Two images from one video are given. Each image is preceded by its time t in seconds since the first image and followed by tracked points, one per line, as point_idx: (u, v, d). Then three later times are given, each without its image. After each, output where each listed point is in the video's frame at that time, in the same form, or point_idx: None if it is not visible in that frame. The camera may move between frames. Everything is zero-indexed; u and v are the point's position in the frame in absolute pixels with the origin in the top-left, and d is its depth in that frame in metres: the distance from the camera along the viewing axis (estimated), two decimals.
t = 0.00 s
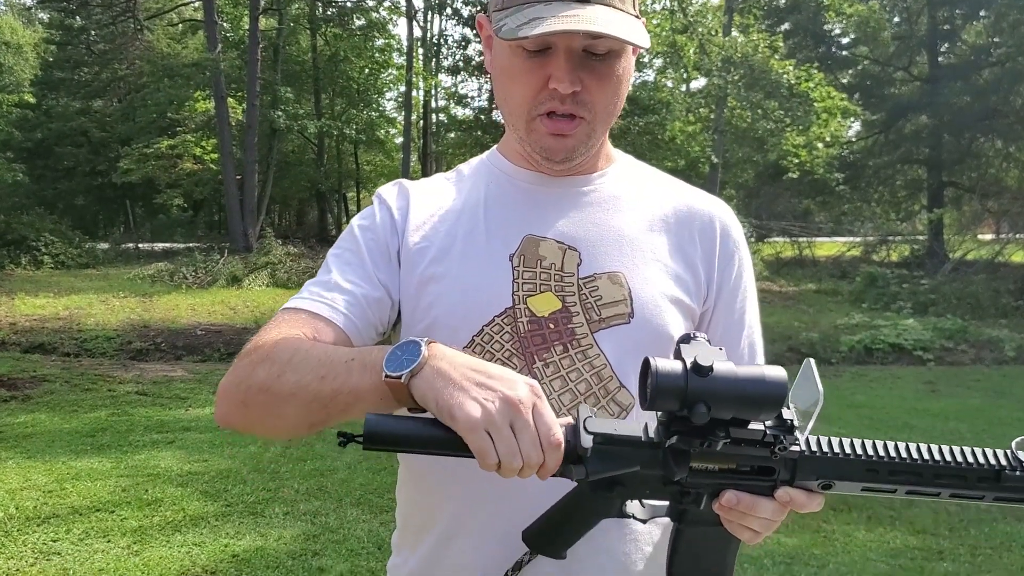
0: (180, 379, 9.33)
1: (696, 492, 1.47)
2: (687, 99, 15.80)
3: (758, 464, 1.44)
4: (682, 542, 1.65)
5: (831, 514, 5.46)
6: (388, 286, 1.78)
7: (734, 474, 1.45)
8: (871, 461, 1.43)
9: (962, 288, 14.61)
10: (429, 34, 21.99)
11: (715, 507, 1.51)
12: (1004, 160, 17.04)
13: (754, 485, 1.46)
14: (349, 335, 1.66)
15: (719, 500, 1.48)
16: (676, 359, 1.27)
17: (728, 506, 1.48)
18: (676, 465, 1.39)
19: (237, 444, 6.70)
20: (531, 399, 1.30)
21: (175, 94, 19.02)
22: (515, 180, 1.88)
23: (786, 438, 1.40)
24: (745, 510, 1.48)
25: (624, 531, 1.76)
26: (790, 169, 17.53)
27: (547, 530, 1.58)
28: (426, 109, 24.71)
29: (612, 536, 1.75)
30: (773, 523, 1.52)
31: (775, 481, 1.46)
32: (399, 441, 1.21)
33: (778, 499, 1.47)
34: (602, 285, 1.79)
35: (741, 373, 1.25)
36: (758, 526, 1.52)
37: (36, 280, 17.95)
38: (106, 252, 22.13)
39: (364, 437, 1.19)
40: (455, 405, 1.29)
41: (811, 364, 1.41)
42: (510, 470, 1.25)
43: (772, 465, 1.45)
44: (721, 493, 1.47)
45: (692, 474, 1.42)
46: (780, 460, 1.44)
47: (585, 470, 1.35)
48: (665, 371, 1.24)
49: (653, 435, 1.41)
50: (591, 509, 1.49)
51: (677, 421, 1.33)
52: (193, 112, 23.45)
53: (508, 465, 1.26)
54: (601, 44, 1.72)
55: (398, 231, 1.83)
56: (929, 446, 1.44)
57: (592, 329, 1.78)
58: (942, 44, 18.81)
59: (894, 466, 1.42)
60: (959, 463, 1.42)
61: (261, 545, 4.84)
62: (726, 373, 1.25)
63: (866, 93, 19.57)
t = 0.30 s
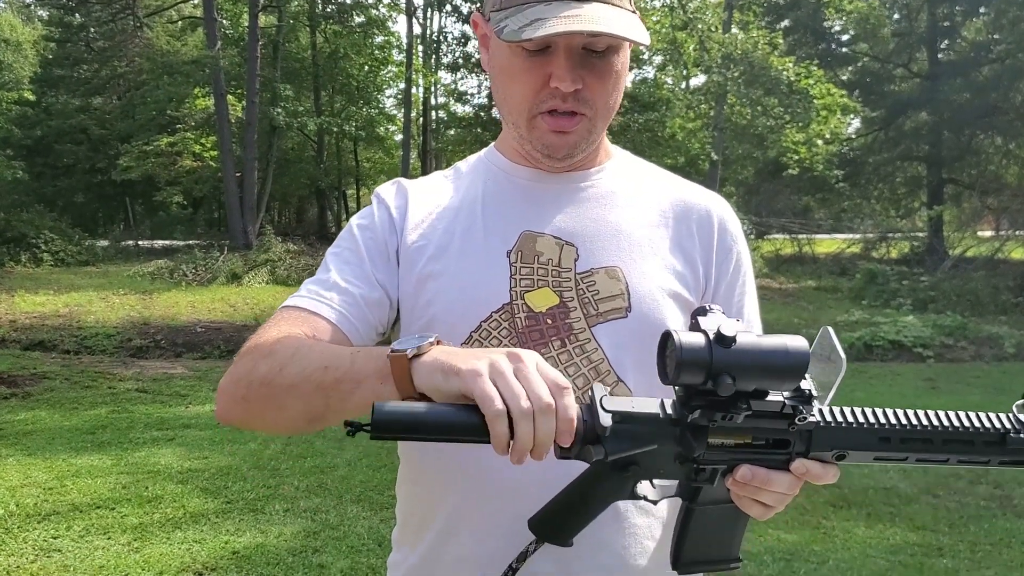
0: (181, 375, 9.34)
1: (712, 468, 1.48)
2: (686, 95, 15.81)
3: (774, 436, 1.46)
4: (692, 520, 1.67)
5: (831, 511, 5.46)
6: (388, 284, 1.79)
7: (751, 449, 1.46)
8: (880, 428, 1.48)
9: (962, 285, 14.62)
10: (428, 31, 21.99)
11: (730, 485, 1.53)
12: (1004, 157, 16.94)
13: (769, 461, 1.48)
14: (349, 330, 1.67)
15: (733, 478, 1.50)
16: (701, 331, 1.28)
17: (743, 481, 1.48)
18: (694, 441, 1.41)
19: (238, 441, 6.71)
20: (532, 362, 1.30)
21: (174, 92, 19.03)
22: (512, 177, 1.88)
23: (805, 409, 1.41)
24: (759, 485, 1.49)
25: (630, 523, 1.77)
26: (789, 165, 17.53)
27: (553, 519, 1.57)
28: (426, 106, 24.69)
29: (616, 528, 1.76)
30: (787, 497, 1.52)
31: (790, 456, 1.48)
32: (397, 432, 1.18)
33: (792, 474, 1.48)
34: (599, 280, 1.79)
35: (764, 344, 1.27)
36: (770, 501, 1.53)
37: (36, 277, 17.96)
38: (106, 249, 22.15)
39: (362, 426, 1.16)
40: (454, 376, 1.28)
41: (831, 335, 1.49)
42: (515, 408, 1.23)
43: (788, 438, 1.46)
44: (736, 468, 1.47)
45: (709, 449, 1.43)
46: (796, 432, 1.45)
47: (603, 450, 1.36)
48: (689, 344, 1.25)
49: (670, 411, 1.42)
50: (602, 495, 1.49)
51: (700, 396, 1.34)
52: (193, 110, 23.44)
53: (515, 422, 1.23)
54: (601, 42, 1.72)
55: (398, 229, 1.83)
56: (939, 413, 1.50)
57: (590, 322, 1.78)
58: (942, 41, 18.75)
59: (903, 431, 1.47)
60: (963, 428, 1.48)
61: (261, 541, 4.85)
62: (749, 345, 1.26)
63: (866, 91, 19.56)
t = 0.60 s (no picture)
0: (181, 373, 9.33)
1: (706, 455, 1.51)
2: (686, 93, 15.85)
3: (764, 419, 1.49)
4: (695, 507, 1.73)
5: (831, 507, 5.47)
6: (389, 277, 1.79)
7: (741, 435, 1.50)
8: (873, 404, 1.50)
9: (961, 282, 14.62)
10: (428, 28, 22.00)
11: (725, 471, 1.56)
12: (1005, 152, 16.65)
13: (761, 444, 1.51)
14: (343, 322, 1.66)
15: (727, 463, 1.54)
16: (675, 312, 1.33)
17: (738, 465, 1.51)
18: (684, 426, 1.45)
19: (238, 438, 6.72)
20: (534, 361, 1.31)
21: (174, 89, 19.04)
22: (513, 172, 1.89)
23: (791, 388, 1.45)
24: (755, 469, 1.52)
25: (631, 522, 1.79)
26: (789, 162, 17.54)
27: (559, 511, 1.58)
28: (426, 104, 24.66)
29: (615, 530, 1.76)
30: (787, 481, 1.56)
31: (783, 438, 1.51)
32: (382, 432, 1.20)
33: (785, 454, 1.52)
34: (600, 278, 1.80)
35: (741, 321, 1.31)
36: (770, 486, 1.56)
37: (36, 275, 17.95)
38: (106, 246, 22.14)
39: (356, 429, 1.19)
40: (453, 376, 1.29)
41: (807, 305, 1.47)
42: (520, 416, 1.24)
43: (778, 420, 1.50)
44: (730, 453, 1.51)
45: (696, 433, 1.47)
46: (786, 413, 1.49)
47: (593, 440, 1.38)
48: (668, 325, 1.29)
49: (658, 397, 1.46)
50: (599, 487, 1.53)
51: (684, 378, 1.39)
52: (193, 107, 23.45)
53: (515, 427, 1.25)
54: None
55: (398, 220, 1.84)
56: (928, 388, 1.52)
57: (590, 321, 1.80)
58: (942, 38, 18.73)
59: (896, 407, 1.49)
60: (960, 400, 1.49)
61: (262, 538, 4.86)
62: (727, 322, 1.31)
63: (866, 88, 19.56)
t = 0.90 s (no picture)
0: (180, 371, 9.31)
1: (706, 448, 1.55)
2: (685, 91, 15.89)
3: (762, 406, 1.55)
4: (699, 504, 1.74)
5: (831, 505, 5.47)
6: (389, 280, 1.80)
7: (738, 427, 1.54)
8: (871, 384, 1.58)
9: (961, 279, 14.62)
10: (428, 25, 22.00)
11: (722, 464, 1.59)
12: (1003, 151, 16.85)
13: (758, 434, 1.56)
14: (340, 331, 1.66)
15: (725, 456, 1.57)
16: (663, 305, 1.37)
17: (739, 456, 1.55)
18: (681, 420, 1.50)
19: (238, 436, 6.72)
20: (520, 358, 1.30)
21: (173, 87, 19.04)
22: (507, 170, 1.89)
23: (784, 372, 1.53)
24: (755, 459, 1.55)
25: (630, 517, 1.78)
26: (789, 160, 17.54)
27: (564, 513, 1.57)
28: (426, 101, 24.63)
29: (616, 526, 1.76)
30: (789, 469, 1.59)
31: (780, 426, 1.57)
32: (373, 442, 1.22)
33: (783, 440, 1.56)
34: (597, 273, 1.80)
35: (732, 308, 1.36)
36: (774, 475, 1.59)
37: (34, 273, 17.94)
38: (105, 245, 22.13)
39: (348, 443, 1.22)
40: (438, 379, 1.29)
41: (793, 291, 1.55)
42: (508, 418, 1.23)
43: (776, 407, 1.56)
44: (730, 444, 1.55)
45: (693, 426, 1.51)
46: (783, 399, 1.55)
47: (590, 437, 1.38)
48: (658, 318, 1.33)
49: (653, 392, 1.51)
50: (600, 489, 1.53)
51: (678, 369, 1.45)
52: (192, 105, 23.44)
53: (509, 429, 1.24)
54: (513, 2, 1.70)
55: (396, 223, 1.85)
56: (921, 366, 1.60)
57: (587, 317, 1.79)
58: (942, 36, 18.72)
59: (894, 386, 1.57)
60: (954, 375, 1.58)
61: (262, 536, 4.85)
62: (716, 311, 1.35)
63: (866, 85, 19.55)
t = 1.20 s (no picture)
0: (182, 371, 9.33)
1: (805, 381, 1.52)
2: (686, 90, 15.93)
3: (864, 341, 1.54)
4: (774, 447, 1.71)
5: (832, 503, 5.47)
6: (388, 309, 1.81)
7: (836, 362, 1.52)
8: (950, 335, 1.64)
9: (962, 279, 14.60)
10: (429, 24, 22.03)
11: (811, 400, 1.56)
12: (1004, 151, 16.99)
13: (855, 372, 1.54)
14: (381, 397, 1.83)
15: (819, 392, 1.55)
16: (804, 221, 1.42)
17: (836, 392, 1.53)
18: (799, 341, 1.47)
19: (240, 435, 6.73)
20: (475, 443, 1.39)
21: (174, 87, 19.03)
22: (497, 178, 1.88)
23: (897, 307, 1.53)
24: (851, 395, 1.53)
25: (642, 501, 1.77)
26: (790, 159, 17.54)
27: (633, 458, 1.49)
28: (426, 100, 24.65)
29: (629, 512, 1.75)
30: (869, 413, 1.58)
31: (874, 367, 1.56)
32: (522, 327, 1.11)
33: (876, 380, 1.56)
34: (597, 273, 1.81)
35: (869, 233, 1.43)
36: (856, 416, 1.58)
37: (35, 273, 17.92)
38: (107, 244, 22.14)
39: (495, 320, 1.09)
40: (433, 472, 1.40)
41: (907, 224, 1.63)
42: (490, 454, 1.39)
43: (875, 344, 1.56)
44: (828, 378, 1.53)
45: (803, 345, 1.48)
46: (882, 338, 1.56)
47: (719, 350, 1.33)
48: (807, 232, 1.38)
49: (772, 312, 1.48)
50: (697, 419, 1.46)
51: (807, 287, 1.45)
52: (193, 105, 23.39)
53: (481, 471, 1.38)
54: (571, 38, 1.74)
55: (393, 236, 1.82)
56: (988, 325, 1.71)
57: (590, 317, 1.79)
58: (942, 34, 18.71)
59: (967, 339, 1.66)
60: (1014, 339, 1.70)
61: (265, 535, 4.87)
62: (855, 232, 1.42)
63: (866, 85, 19.52)
